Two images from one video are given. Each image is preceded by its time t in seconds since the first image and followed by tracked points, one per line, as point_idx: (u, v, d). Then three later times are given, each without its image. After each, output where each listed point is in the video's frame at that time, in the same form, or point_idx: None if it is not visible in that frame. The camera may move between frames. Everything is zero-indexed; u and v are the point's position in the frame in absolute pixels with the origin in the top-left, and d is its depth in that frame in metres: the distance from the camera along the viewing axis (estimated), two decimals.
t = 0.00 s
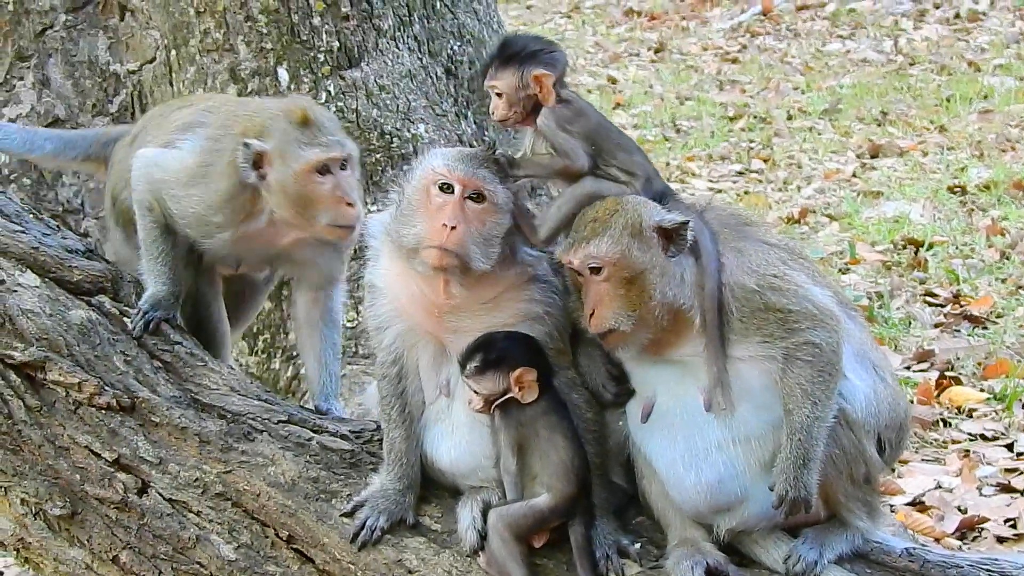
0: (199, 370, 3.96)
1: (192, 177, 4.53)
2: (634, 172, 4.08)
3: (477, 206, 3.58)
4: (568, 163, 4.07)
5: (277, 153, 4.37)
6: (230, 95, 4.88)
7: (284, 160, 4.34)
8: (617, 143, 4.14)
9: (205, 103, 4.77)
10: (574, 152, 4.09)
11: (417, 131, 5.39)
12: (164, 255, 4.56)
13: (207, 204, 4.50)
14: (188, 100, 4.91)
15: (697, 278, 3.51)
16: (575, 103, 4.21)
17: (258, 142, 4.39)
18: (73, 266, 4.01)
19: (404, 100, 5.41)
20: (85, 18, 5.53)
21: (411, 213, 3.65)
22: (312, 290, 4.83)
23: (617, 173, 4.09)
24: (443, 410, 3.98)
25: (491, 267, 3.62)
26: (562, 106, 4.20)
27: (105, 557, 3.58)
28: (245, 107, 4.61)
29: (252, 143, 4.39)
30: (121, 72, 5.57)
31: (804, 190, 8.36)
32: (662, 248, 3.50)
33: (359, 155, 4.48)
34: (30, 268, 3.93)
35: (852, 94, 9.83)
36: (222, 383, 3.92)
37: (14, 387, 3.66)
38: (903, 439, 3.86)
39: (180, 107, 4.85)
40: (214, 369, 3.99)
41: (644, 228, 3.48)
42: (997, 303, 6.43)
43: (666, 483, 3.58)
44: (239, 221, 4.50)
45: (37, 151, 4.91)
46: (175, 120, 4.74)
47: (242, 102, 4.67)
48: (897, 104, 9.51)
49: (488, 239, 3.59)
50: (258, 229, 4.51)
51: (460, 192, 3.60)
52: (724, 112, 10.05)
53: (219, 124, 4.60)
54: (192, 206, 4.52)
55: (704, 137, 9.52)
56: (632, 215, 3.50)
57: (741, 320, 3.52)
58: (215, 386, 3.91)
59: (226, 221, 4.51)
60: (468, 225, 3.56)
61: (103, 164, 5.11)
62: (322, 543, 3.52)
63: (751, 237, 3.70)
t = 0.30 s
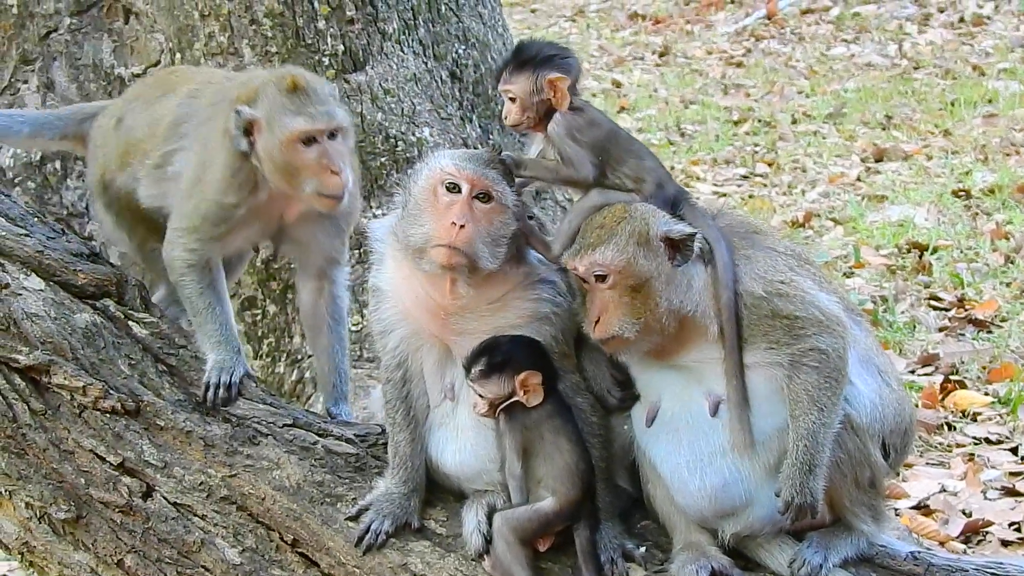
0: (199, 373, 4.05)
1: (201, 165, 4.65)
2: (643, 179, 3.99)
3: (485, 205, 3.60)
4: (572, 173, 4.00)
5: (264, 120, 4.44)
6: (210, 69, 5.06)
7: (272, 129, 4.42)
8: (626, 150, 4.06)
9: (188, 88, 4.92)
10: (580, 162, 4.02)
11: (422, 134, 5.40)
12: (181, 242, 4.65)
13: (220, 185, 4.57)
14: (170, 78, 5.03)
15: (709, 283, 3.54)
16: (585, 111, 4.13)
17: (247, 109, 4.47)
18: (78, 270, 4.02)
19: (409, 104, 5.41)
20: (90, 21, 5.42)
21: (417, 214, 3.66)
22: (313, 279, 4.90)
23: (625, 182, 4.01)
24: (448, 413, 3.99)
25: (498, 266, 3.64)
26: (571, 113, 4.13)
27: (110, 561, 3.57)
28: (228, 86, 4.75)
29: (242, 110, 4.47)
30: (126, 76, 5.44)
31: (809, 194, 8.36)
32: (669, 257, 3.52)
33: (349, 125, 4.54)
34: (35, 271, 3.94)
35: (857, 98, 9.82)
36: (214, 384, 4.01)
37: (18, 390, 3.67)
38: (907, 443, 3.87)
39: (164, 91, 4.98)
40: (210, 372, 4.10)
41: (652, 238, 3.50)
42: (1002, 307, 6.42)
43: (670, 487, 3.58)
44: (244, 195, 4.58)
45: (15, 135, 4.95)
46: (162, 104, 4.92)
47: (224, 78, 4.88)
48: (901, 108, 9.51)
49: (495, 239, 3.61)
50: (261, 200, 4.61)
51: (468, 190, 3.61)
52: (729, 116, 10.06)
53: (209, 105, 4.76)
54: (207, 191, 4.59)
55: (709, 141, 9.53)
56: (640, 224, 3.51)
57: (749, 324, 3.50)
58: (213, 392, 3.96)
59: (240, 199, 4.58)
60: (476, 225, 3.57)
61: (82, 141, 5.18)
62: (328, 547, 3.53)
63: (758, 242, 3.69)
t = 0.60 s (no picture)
0: (195, 369, 4.09)
1: (196, 144, 4.67)
2: (649, 181, 3.93)
3: (479, 208, 3.61)
4: (570, 183, 4.01)
5: (285, 88, 4.58)
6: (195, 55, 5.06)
7: (294, 94, 4.56)
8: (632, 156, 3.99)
9: (177, 70, 4.94)
10: (579, 172, 4.03)
11: (424, 135, 5.41)
12: (177, 230, 4.64)
13: (218, 161, 4.59)
14: (159, 65, 5.04)
15: (715, 283, 3.55)
16: (584, 117, 4.13)
17: (263, 76, 4.57)
18: (78, 270, 4.02)
19: (410, 104, 5.43)
20: (91, 20, 5.38)
21: (412, 216, 3.67)
22: (317, 274, 4.96)
23: (630, 187, 3.95)
24: (448, 414, 4.00)
25: (492, 270, 3.66)
26: (570, 121, 4.12)
27: (109, 560, 3.57)
28: (225, 65, 4.78)
29: (259, 77, 4.56)
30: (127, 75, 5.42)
31: (810, 195, 8.36)
32: (673, 258, 3.53)
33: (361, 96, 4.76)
34: (35, 271, 3.94)
35: (859, 100, 9.83)
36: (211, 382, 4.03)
37: (17, 389, 3.68)
38: (908, 445, 3.87)
39: (152, 77, 4.99)
40: (204, 368, 4.13)
41: (654, 237, 3.50)
42: (1003, 309, 6.42)
43: (671, 488, 3.59)
44: (248, 167, 4.63)
45: (13, 139, 4.90)
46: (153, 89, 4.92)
47: (216, 61, 4.88)
48: (903, 110, 9.51)
49: (490, 241, 3.63)
50: (262, 174, 4.68)
51: (462, 194, 3.63)
52: (730, 117, 10.07)
53: (202, 86, 4.78)
54: (205, 168, 4.61)
55: (711, 143, 9.54)
56: (644, 224, 3.51)
57: (750, 323, 3.50)
58: (213, 391, 3.97)
59: (241, 174, 4.62)
60: (470, 226, 3.59)
61: (76, 136, 5.18)
62: (327, 547, 3.53)
63: (761, 243, 3.69)
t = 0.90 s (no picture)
0: (192, 366, 4.09)
1: (229, 149, 4.67)
2: (647, 181, 3.96)
3: (477, 204, 3.62)
4: (567, 180, 3.98)
5: (323, 101, 4.57)
6: (223, 59, 5.07)
7: (333, 107, 4.55)
8: (630, 155, 3.99)
9: (207, 74, 4.92)
10: (576, 169, 4.02)
11: (421, 133, 5.40)
12: (190, 225, 4.64)
13: (252, 169, 4.60)
14: (184, 68, 5.02)
15: (713, 281, 3.55)
16: (584, 117, 4.13)
17: (303, 87, 4.57)
18: (75, 267, 4.01)
19: (409, 103, 5.43)
20: (89, 18, 5.28)
21: (410, 214, 3.67)
22: (327, 275, 4.94)
23: (629, 186, 3.97)
24: (445, 413, 3.99)
25: (492, 266, 3.66)
26: (568, 120, 4.12)
27: (106, 558, 3.56)
28: (260, 73, 4.78)
29: (298, 87, 4.55)
30: (125, 73, 5.37)
31: (808, 195, 8.37)
32: (674, 255, 3.53)
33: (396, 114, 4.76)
34: (32, 269, 3.93)
35: (857, 99, 9.83)
36: (208, 380, 4.03)
37: (15, 388, 3.66)
38: (905, 445, 3.87)
39: (181, 80, 4.97)
40: (200, 365, 4.14)
41: (656, 234, 3.50)
42: (1000, 309, 6.42)
43: (669, 486, 3.59)
44: (282, 178, 4.63)
45: (29, 142, 4.88)
46: (183, 94, 4.92)
47: (248, 69, 4.87)
48: (901, 109, 9.51)
49: (489, 238, 3.62)
50: (294, 186, 4.67)
51: (458, 189, 3.64)
52: (728, 117, 10.07)
53: (235, 94, 4.78)
54: (237, 174, 4.61)
55: (708, 142, 9.54)
56: (644, 220, 3.51)
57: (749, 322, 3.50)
58: (210, 389, 3.97)
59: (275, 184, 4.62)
60: (469, 222, 3.59)
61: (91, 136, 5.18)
62: (324, 545, 3.53)
63: (760, 242, 3.70)
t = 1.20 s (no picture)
0: (188, 363, 4.09)
1: (230, 152, 4.66)
2: (644, 183, 3.93)
3: (474, 202, 3.63)
4: (559, 180, 4.00)
5: (324, 102, 4.56)
6: (222, 61, 5.06)
7: (334, 107, 4.54)
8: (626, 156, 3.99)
9: (206, 79, 4.92)
10: (568, 170, 4.04)
11: (419, 132, 5.39)
12: (191, 222, 4.63)
13: (254, 170, 4.58)
14: (182, 71, 5.01)
15: (712, 280, 3.55)
16: (579, 117, 4.17)
17: (304, 87, 4.56)
18: (72, 265, 4.00)
19: (407, 101, 5.42)
20: (87, 16, 5.26)
21: (406, 213, 3.68)
22: (327, 272, 4.95)
23: (626, 187, 3.94)
24: (442, 411, 3.99)
25: (490, 263, 3.65)
26: (562, 121, 4.16)
27: (103, 556, 3.57)
28: (259, 76, 4.78)
29: (299, 88, 4.55)
30: (122, 71, 5.36)
31: (806, 193, 8.37)
32: (674, 255, 3.53)
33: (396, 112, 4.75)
34: (29, 266, 3.93)
35: (855, 98, 9.84)
36: (205, 377, 4.04)
37: (11, 384, 3.67)
38: (902, 444, 3.87)
39: (180, 83, 4.97)
40: (196, 363, 4.15)
41: (655, 236, 3.50)
42: (997, 307, 6.43)
43: (666, 484, 3.59)
44: (284, 179, 4.62)
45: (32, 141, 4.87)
46: (182, 98, 4.92)
47: (246, 71, 4.87)
48: (899, 108, 9.52)
49: (486, 235, 3.62)
50: (297, 188, 4.66)
51: (453, 187, 3.64)
52: (727, 115, 10.07)
53: (235, 98, 4.78)
54: (238, 175, 4.59)
55: (706, 140, 9.55)
56: (644, 221, 3.52)
57: (747, 320, 3.51)
58: (207, 387, 3.97)
59: (277, 185, 4.61)
60: (465, 220, 3.60)
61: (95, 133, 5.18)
62: (320, 543, 3.52)
63: (757, 240, 3.70)
